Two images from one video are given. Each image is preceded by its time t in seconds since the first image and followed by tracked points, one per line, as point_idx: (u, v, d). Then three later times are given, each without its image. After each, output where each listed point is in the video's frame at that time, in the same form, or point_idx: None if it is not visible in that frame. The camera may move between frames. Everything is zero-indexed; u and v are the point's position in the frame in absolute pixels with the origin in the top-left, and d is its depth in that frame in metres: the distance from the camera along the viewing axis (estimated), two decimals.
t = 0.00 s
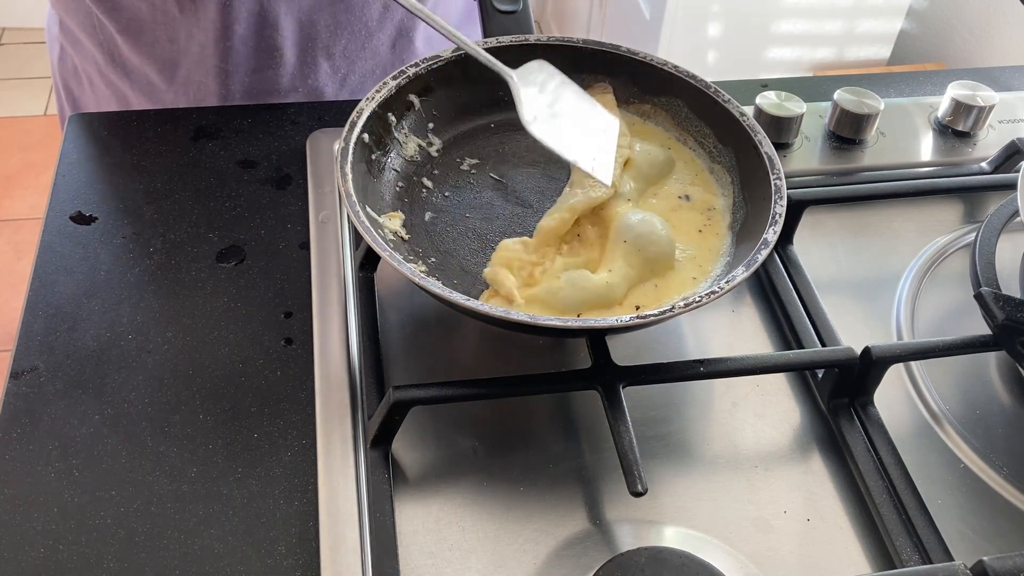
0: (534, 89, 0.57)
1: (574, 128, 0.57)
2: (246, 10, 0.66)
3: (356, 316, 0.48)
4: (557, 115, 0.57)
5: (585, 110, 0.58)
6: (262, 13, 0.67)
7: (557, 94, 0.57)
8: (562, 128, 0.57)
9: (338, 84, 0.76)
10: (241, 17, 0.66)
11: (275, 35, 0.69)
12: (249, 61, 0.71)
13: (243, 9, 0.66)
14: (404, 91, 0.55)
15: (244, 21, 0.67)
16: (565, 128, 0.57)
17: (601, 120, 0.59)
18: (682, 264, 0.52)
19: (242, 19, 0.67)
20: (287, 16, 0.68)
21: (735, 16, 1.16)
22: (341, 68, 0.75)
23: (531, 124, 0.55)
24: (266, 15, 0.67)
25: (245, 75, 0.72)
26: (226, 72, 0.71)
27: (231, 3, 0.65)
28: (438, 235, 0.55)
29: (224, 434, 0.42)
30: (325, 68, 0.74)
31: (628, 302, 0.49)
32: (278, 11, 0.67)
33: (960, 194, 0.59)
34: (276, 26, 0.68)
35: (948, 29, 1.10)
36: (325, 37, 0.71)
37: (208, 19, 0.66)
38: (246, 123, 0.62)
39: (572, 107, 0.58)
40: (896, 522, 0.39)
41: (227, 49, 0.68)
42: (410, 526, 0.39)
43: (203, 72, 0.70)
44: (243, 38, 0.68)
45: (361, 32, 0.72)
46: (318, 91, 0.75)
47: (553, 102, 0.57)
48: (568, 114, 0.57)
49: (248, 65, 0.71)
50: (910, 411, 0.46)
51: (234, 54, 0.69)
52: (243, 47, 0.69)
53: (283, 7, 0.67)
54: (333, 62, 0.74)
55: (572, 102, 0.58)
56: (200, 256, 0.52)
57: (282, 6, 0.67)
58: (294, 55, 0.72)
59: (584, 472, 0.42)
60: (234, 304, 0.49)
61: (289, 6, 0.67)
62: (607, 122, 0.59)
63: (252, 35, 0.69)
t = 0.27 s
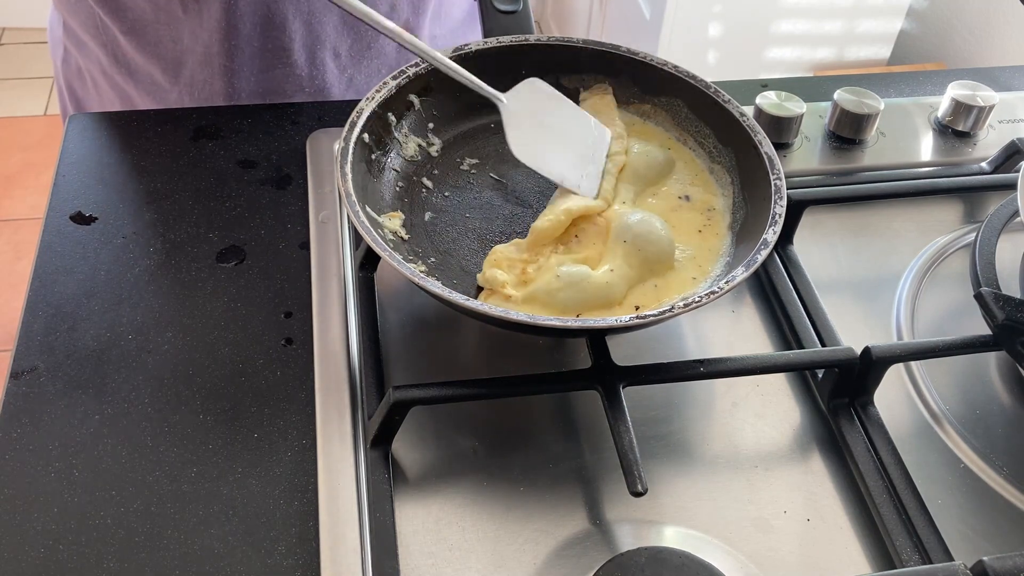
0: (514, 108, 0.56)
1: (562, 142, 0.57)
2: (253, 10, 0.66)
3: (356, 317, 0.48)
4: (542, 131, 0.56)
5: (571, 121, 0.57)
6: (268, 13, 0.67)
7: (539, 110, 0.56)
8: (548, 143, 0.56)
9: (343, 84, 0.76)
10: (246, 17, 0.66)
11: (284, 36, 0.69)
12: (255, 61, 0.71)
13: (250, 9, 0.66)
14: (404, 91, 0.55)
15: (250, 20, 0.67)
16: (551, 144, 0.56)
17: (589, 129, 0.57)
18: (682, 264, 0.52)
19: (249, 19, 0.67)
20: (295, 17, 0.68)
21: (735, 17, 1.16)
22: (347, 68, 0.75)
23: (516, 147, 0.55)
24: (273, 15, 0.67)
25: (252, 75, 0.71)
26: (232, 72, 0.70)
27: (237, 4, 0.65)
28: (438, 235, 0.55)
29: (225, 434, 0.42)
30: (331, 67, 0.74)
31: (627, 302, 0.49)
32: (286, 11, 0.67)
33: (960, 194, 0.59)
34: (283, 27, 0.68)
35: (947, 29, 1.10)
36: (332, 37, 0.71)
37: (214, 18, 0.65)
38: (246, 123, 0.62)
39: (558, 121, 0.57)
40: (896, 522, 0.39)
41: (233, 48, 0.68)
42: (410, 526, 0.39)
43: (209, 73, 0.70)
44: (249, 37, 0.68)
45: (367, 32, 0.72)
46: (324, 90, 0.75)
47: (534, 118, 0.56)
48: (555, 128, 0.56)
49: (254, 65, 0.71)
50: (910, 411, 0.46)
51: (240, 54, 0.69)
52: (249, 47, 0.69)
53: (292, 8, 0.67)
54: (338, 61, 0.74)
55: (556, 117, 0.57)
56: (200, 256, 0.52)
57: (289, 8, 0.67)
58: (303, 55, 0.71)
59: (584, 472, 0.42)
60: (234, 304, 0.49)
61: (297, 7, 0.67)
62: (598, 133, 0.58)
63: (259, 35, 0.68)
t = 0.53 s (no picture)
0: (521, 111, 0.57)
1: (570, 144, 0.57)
2: (249, 8, 0.66)
3: (356, 317, 0.48)
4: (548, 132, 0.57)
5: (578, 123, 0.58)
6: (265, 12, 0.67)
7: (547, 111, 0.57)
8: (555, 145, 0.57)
9: (338, 83, 0.77)
10: (242, 15, 0.66)
11: (279, 34, 0.69)
12: (250, 59, 0.71)
13: (246, 7, 0.66)
14: (404, 91, 0.55)
15: (246, 19, 0.67)
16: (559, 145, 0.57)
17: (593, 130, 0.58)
18: (682, 264, 0.52)
19: (245, 17, 0.67)
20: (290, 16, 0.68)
21: (735, 17, 1.16)
22: (342, 68, 0.75)
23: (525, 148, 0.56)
24: (269, 14, 0.67)
25: (247, 74, 0.72)
26: (227, 70, 0.71)
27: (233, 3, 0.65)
28: (437, 235, 0.55)
29: (225, 434, 0.42)
30: (326, 66, 0.74)
31: (627, 302, 0.49)
32: (281, 10, 0.67)
33: (960, 194, 0.59)
34: (278, 25, 0.68)
35: (947, 29, 1.10)
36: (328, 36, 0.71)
37: (208, 16, 0.66)
38: (246, 123, 0.62)
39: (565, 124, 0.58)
40: (896, 522, 0.39)
41: (228, 46, 0.68)
42: (410, 526, 0.39)
43: (204, 70, 0.70)
44: (245, 35, 0.68)
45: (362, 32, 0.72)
46: (320, 90, 0.75)
47: (540, 120, 0.57)
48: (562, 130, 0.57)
49: (249, 63, 0.71)
50: (910, 411, 0.46)
51: (236, 52, 0.69)
52: (244, 45, 0.69)
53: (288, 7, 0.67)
54: (334, 61, 0.74)
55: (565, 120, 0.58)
56: (200, 256, 0.52)
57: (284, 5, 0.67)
58: (298, 54, 0.71)
59: (584, 472, 0.42)
60: (234, 304, 0.49)
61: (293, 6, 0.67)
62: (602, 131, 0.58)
63: (254, 34, 0.69)
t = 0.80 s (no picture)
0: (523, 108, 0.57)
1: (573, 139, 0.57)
2: (246, 7, 0.66)
3: (356, 317, 0.48)
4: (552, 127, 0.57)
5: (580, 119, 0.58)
6: (261, 9, 0.67)
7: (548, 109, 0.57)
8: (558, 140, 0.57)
9: (336, 83, 0.77)
10: (239, 14, 0.66)
11: (275, 32, 0.69)
12: (246, 57, 0.71)
13: (243, 6, 0.66)
14: (404, 91, 0.55)
15: (243, 17, 0.67)
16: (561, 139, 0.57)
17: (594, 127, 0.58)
18: (682, 264, 0.52)
19: (242, 15, 0.67)
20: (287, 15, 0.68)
21: (735, 17, 1.16)
22: (339, 67, 0.75)
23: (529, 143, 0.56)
24: (265, 11, 0.67)
25: (243, 71, 0.72)
26: (224, 68, 0.71)
27: (230, 2, 0.65)
28: (437, 235, 0.55)
29: (224, 434, 0.42)
30: (324, 65, 0.74)
31: (626, 302, 0.49)
32: (278, 8, 0.67)
33: (960, 194, 0.59)
34: (275, 23, 0.68)
35: (947, 29, 1.10)
36: (325, 36, 0.71)
37: (205, 15, 0.66)
38: (246, 123, 0.62)
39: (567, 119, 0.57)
40: (896, 522, 0.39)
41: (225, 44, 0.69)
42: (410, 526, 0.39)
43: (201, 68, 0.70)
44: (241, 33, 0.68)
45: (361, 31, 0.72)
46: (316, 89, 0.76)
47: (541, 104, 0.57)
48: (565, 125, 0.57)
49: (245, 61, 0.71)
50: (910, 411, 0.46)
51: (233, 50, 0.69)
52: (241, 43, 0.69)
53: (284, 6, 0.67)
54: (332, 61, 0.74)
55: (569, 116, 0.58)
56: (200, 256, 0.52)
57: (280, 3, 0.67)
58: (294, 52, 0.71)
59: (584, 472, 0.42)
60: (235, 304, 0.49)
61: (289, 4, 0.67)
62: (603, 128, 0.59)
63: (250, 31, 0.69)
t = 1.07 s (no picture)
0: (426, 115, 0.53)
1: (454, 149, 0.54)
2: (248, 8, 0.66)
3: (356, 317, 0.48)
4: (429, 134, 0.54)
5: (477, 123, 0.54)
6: (263, 11, 0.67)
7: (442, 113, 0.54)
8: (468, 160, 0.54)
9: (337, 83, 0.77)
10: (240, 14, 0.66)
11: (278, 34, 0.69)
12: (248, 59, 0.70)
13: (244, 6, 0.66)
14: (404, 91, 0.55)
15: (245, 18, 0.67)
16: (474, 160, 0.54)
17: (504, 138, 0.54)
18: (682, 264, 0.52)
19: (244, 15, 0.67)
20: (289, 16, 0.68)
21: (735, 17, 1.16)
22: (340, 67, 0.76)
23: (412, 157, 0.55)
24: (267, 13, 0.67)
25: (245, 73, 0.71)
26: (225, 69, 0.71)
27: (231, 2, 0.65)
28: (437, 236, 0.55)
29: (224, 434, 0.42)
30: (325, 65, 0.74)
31: (626, 302, 0.49)
32: (280, 9, 0.67)
33: (960, 194, 0.59)
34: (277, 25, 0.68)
35: (947, 29, 1.10)
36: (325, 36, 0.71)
37: (207, 15, 0.65)
38: (247, 123, 0.62)
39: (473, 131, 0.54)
40: (896, 522, 0.39)
41: (226, 44, 0.68)
42: (410, 526, 0.39)
43: (202, 69, 0.70)
44: (244, 35, 0.68)
45: (361, 31, 0.72)
46: (319, 89, 0.75)
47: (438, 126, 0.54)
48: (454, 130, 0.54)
49: (247, 63, 0.71)
50: (910, 411, 0.46)
51: (234, 51, 0.69)
52: (243, 44, 0.69)
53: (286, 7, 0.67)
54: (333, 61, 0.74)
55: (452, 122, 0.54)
56: (200, 256, 0.52)
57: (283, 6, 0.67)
58: (296, 53, 0.71)
59: (584, 472, 0.42)
60: (235, 304, 0.49)
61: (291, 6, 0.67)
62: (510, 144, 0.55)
63: (253, 33, 0.68)
